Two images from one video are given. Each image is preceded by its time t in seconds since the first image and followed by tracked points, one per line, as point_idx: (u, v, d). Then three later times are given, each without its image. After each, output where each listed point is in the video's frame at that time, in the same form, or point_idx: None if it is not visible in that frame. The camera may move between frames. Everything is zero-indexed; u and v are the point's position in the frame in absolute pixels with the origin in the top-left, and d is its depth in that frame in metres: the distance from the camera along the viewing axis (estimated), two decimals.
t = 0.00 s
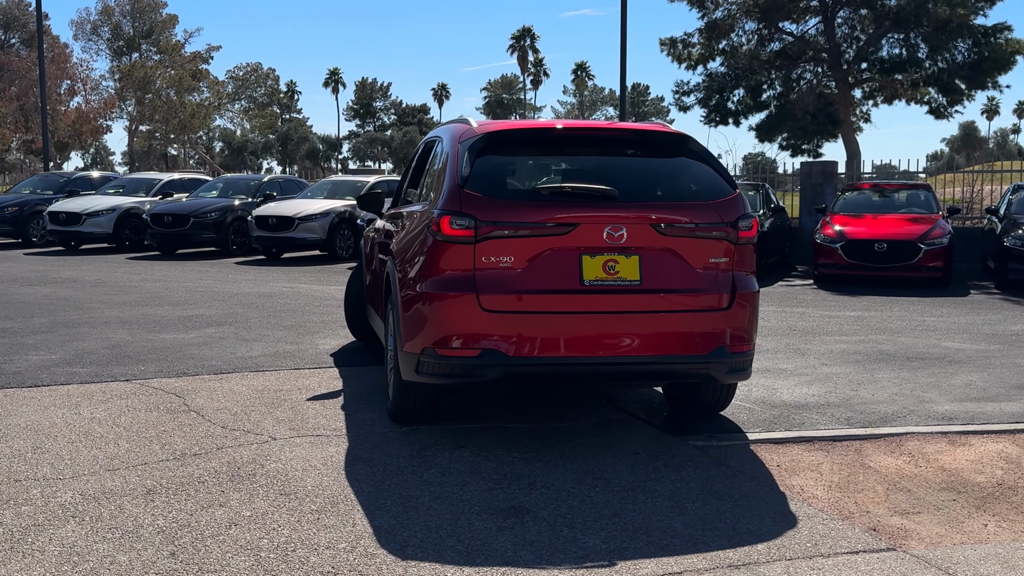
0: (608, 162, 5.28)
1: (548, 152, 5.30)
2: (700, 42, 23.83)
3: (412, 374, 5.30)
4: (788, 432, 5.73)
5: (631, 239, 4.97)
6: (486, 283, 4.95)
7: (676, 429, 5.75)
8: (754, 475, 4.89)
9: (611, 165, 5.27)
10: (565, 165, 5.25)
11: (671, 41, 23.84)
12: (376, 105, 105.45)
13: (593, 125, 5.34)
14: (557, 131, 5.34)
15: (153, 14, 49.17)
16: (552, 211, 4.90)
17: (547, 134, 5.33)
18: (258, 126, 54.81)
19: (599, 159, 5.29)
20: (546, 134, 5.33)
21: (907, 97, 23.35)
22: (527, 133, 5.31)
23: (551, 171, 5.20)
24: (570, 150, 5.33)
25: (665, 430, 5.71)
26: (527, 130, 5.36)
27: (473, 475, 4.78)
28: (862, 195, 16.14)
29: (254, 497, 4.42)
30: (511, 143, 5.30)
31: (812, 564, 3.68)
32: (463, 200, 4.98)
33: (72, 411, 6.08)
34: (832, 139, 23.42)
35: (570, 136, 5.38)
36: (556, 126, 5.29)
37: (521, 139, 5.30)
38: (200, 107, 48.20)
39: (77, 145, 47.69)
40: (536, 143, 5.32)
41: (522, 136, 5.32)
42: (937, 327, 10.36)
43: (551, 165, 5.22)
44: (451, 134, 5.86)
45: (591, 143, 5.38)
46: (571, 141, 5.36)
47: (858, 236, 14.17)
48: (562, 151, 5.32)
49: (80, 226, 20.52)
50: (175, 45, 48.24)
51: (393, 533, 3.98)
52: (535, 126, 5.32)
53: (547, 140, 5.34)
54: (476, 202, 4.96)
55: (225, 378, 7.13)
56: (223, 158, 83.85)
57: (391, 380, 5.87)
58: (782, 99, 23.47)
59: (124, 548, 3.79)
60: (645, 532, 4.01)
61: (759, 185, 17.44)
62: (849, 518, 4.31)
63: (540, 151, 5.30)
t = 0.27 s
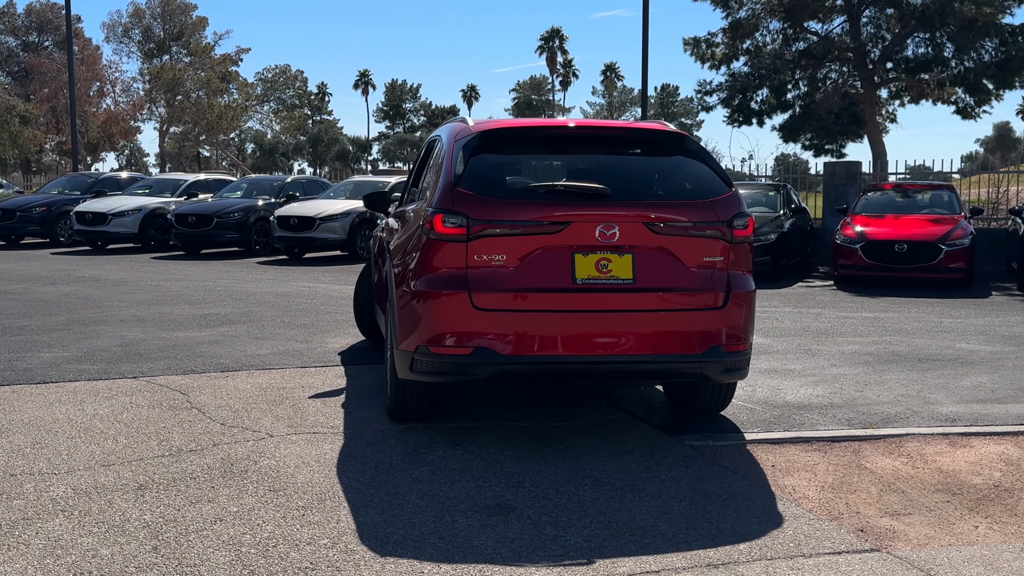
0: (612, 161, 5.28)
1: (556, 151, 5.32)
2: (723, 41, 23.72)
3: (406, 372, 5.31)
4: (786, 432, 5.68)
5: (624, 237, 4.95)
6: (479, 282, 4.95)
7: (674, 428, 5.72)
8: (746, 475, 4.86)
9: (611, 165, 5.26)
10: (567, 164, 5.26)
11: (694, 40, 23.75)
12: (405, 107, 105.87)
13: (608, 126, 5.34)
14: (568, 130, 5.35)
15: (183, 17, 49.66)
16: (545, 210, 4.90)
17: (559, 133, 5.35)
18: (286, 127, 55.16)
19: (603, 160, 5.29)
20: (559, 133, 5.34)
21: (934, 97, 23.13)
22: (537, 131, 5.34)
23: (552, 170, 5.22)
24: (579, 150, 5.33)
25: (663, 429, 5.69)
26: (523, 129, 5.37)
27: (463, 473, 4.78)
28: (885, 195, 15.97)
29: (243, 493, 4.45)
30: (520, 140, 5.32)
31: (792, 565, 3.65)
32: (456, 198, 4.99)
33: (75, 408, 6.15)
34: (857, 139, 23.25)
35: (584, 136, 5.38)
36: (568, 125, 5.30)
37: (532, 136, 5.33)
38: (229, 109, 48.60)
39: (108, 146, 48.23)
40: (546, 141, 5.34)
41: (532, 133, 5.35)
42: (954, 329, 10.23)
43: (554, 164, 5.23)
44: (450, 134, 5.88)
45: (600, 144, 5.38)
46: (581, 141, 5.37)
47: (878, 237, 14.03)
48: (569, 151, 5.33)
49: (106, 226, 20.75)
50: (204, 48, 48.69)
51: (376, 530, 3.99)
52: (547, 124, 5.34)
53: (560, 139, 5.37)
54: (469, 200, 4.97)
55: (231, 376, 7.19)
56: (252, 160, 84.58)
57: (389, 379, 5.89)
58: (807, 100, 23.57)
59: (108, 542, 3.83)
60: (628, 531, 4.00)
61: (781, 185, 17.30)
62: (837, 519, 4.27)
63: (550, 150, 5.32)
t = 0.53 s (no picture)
0: (609, 160, 5.28)
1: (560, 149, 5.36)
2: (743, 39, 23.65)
3: (396, 369, 5.34)
4: (778, 431, 5.66)
5: (609, 235, 4.96)
6: (465, 279, 4.98)
7: (666, 426, 5.72)
8: (731, 473, 4.85)
9: (606, 163, 5.26)
10: (561, 162, 5.28)
11: (714, 38, 23.68)
12: (430, 105, 106.15)
13: (615, 125, 5.35)
14: (568, 128, 5.38)
15: (208, 17, 50.08)
16: (532, 208, 4.92)
17: (566, 131, 5.39)
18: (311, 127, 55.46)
19: (601, 157, 5.29)
20: (567, 131, 5.39)
21: (957, 94, 22.98)
22: (545, 129, 5.40)
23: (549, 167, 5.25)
24: (583, 147, 5.35)
25: (654, 427, 5.68)
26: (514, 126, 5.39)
27: (448, 470, 4.79)
28: (903, 194, 15.82)
29: (228, 487, 4.50)
30: (516, 138, 5.37)
31: (763, 563, 3.64)
32: (443, 196, 5.02)
33: (76, 402, 6.24)
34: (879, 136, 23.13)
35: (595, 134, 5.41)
36: (574, 123, 5.35)
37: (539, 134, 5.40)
38: (253, 108, 48.95)
39: (134, 145, 48.68)
40: (553, 139, 5.39)
41: (540, 132, 5.41)
42: (964, 329, 10.15)
43: (553, 161, 5.27)
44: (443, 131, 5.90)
45: (589, 142, 5.39)
46: (579, 139, 5.39)
47: (894, 236, 13.94)
48: (566, 149, 5.36)
49: (127, 224, 20.97)
50: (229, 48, 49.08)
51: (352, 525, 4.02)
52: (555, 122, 5.40)
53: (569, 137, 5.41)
54: (456, 197, 5.00)
55: (231, 372, 7.26)
56: (277, 158, 85.12)
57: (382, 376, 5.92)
58: (827, 98, 23.42)
59: (88, 535, 3.89)
60: (603, 527, 4.01)
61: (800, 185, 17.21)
62: (816, 518, 4.25)
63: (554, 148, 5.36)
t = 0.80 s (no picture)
0: (614, 156, 5.26)
1: (570, 144, 5.34)
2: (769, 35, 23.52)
3: (392, 364, 5.34)
4: (778, 430, 5.61)
5: (604, 232, 4.94)
6: (459, 275, 4.98)
7: (665, 424, 5.69)
8: (725, 472, 4.82)
9: (611, 159, 5.23)
10: (558, 158, 5.26)
11: (739, 34, 23.56)
12: (460, 103, 106.35)
13: (613, 121, 5.32)
14: (566, 124, 5.35)
15: (239, 16, 50.49)
16: (526, 204, 4.91)
17: (564, 127, 5.37)
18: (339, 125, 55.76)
19: (603, 153, 5.27)
20: (581, 126, 5.36)
21: (987, 90, 22.69)
22: (542, 124, 5.37)
23: (553, 162, 5.23)
24: (586, 143, 5.33)
25: (653, 425, 5.65)
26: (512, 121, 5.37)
27: (440, 465, 4.79)
28: (928, 191, 15.62)
29: (219, 481, 4.53)
30: (514, 133, 5.35)
31: (745, 562, 3.61)
32: (437, 192, 5.02)
33: (82, 395, 6.31)
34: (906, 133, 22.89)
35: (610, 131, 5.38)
36: (589, 119, 5.31)
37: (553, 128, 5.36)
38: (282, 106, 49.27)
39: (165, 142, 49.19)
40: (559, 135, 5.37)
41: (538, 127, 5.39)
42: (983, 327, 10.01)
43: (550, 157, 5.25)
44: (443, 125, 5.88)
45: (587, 138, 5.37)
46: (577, 135, 5.37)
47: (917, 234, 13.78)
48: (563, 144, 5.33)
49: (153, 220, 21.19)
50: (259, 46, 49.46)
51: (338, 520, 4.03)
52: (553, 117, 5.37)
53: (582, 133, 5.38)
54: (450, 194, 4.99)
55: (239, 367, 7.31)
56: (307, 155, 85.68)
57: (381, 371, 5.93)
58: (854, 94, 23.21)
59: (76, 526, 3.93)
60: (588, 524, 3.99)
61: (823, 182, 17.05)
62: (805, 517, 4.21)
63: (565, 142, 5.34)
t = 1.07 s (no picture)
0: (619, 152, 5.21)
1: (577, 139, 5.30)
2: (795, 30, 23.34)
3: (387, 361, 5.32)
4: (780, 429, 5.53)
5: (598, 228, 4.90)
6: (452, 271, 4.95)
7: (664, 423, 5.63)
8: (719, 471, 4.75)
9: (615, 156, 5.19)
10: (555, 154, 5.22)
11: (765, 29, 23.37)
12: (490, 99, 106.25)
13: (611, 116, 5.27)
14: (564, 119, 5.31)
15: (268, 12, 50.62)
16: (520, 200, 4.87)
17: (562, 122, 5.33)
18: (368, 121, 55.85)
19: (600, 149, 5.22)
20: (592, 121, 5.31)
21: (1018, 84, 22.39)
22: (540, 120, 5.34)
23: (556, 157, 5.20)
24: (584, 139, 5.29)
25: (652, 424, 5.60)
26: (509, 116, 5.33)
27: (431, 462, 4.77)
28: (956, 187, 15.38)
29: (210, 475, 4.53)
30: (511, 129, 5.32)
31: (727, 563, 3.55)
32: (431, 187, 5.00)
33: (87, 388, 6.35)
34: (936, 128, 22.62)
35: (622, 127, 5.33)
36: (601, 115, 5.26)
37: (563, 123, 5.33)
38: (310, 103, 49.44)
39: (195, 139, 49.56)
40: (556, 131, 5.34)
41: (535, 123, 5.35)
42: (1004, 326, 9.83)
43: (546, 154, 5.21)
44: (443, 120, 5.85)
45: (585, 133, 5.33)
46: (574, 131, 5.33)
47: (940, 231, 13.57)
48: (561, 140, 5.30)
49: (178, 216, 21.35)
50: (288, 43, 49.63)
51: (322, 515, 4.02)
52: (551, 112, 5.33)
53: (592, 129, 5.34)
54: (444, 189, 4.97)
55: (245, 361, 7.33)
56: (337, 151, 86.13)
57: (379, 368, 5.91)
58: (881, 88, 23.09)
59: (61, 519, 3.95)
60: (572, 522, 3.95)
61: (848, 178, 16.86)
62: (796, 517, 4.14)
63: (573, 138, 5.30)
